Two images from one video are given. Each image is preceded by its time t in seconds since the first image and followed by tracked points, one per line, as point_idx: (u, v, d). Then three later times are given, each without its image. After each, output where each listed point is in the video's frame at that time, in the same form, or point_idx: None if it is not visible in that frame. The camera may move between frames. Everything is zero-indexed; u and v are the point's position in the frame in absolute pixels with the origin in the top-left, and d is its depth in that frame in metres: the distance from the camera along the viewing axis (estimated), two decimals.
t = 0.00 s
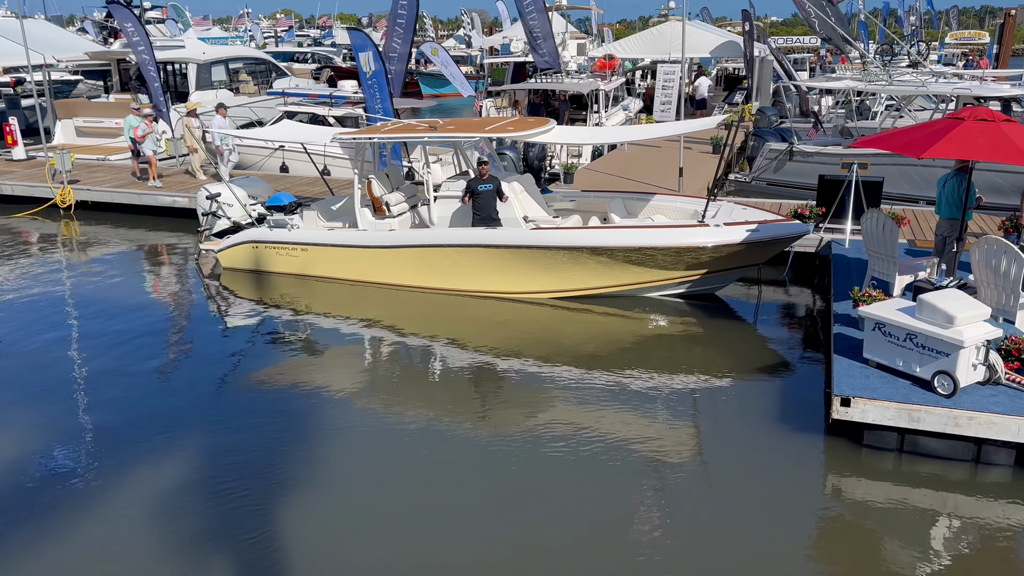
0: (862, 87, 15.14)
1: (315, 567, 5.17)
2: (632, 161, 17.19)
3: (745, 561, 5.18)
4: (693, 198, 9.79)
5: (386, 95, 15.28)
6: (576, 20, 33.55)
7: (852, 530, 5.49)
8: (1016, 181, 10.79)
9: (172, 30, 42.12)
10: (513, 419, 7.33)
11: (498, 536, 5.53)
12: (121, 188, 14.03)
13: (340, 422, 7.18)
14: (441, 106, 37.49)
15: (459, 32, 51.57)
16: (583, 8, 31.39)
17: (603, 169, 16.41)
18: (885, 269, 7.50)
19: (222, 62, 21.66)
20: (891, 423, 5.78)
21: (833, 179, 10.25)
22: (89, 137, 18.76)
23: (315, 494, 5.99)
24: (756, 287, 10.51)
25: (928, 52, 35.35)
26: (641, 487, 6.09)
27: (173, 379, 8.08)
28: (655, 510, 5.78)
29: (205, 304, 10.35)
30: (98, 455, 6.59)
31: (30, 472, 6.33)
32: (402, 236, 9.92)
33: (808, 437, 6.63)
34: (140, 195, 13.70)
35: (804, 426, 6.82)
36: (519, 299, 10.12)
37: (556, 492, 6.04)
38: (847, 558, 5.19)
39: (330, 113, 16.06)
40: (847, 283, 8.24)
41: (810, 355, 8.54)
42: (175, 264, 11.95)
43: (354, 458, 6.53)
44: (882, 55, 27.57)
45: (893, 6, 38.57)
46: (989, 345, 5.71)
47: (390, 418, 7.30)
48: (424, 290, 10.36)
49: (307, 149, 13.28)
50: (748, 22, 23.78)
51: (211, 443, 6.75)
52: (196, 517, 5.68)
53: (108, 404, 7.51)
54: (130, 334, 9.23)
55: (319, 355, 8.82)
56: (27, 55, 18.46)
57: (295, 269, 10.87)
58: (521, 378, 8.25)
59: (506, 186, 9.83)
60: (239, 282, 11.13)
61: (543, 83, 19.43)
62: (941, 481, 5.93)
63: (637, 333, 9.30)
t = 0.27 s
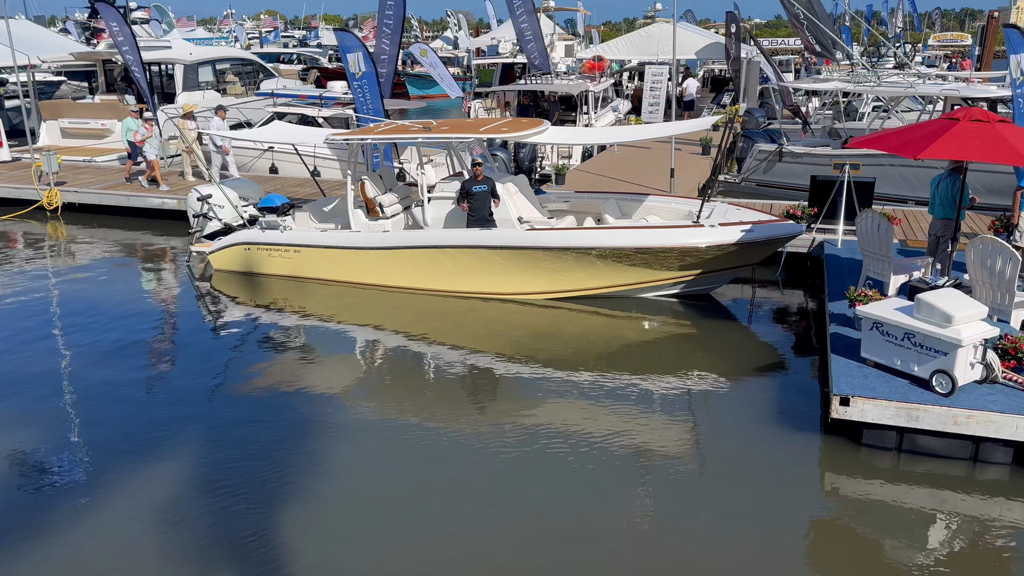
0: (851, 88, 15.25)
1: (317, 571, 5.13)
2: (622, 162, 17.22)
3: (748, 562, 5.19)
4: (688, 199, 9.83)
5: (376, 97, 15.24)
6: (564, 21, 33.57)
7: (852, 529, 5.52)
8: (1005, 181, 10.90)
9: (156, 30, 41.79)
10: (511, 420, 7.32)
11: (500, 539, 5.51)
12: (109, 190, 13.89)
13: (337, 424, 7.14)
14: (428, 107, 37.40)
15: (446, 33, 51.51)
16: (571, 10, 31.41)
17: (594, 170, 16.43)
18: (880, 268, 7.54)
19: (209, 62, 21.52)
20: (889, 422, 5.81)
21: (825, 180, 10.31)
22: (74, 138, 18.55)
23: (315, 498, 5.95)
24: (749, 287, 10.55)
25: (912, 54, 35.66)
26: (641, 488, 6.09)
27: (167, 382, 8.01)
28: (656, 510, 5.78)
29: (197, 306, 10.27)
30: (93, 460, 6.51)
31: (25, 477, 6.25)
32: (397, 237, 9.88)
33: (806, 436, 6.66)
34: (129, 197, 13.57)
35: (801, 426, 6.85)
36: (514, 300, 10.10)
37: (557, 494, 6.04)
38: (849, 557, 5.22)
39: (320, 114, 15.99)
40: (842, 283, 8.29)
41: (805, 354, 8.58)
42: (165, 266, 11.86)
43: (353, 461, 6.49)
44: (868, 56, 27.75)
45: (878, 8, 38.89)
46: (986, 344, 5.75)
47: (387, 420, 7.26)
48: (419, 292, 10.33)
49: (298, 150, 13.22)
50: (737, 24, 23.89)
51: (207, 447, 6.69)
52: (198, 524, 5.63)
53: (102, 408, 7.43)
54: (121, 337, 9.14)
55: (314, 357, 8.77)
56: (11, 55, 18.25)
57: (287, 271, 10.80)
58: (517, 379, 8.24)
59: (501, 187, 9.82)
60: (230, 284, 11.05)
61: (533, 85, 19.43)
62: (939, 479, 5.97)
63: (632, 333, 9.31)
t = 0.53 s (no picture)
0: (840, 89, 15.35)
1: None
2: (612, 163, 17.25)
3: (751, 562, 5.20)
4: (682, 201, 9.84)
5: (370, 98, 15.23)
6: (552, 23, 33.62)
7: (854, 529, 5.54)
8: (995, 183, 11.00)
9: (141, 32, 41.51)
10: (509, 423, 7.30)
11: (503, 542, 5.49)
12: (98, 193, 13.76)
13: (335, 428, 7.09)
14: (416, 109, 37.35)
15: (433, 35, 51.48)
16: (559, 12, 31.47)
17: (585, 172, 16.45)
18: (875, 270, 7.59)
19: (197, 64, 21.39)
20: (889, 423, 5.84)
21: (817, 182, 10.37)
22: (60, 141, 18.36)
23: (315, 503, 5.91)
24: (743, 288, 10.59)
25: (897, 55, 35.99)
26: (642, 489, 6.09)
27: (161, 387, 7.93)
28: (658, 512, 5.78)
29: (189, 310, 10.19)
30: (89, 466, 6.44)
31: (20, 484, 6.17)
32: (391, 240, 9.85)
33: (805, 437, 6.68)
34: (118, 200, 13.44)
35: (800, 427, 6.88)
36: (509, 303, 10.09)
37: (558, 496, 6.02)
38: (851, 557, 5.24)
39: (311, 116, 15.94)
40: (837, 285, 8.33)
41: (801, 355, 8.62)
42: (156, 269, 11.76)
43: (352, 465, 6.45)
44: (854, 58, 27.95)
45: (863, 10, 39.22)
46: (984, 345, 5.80)
47: (385, 423, 7.23)
48: (414, 295, 10.29)
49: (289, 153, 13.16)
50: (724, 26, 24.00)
51: (204, 452, 6.64)
52: (198, 531, 5.57)
53: (96, 413, 7.36)
54: (113, 341, 9.05)
55: (309, 361, 8.72)
56: None
57: (281, 274, 10.74)
58: (514, 381, 8.23)
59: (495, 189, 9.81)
60: (223, 287, 10.98)
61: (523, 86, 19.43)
62: (939, 479, 6.01)
63: (628, 335, 9.32)
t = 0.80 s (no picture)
0: (829, 89, 15.44)
1: None
2: (603, 164, 17.28)
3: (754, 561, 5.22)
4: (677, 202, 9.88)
5: (360, 99, 15.17)
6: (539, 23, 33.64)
7: (855, 527, 5.57)
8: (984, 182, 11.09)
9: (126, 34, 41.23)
10: (508, 424, 7.29)
11: (505, 544, 5.48)
12: (87, 196, 13.65)
13: (334, 431, 7.06)
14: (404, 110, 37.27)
15: (420, 36, 51.43)
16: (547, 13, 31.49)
17: (576, 172, 16.46)
18: (871, 269, 7.63)
19: (184, 66, 21.28)
20: (889, 421, 5.87)
21: (810, 182, 10.42)
22: (47, 144, 18.19)
23: (315, 507, 5.88)
24: (737, 288, 10.63)
25: (882, 54, 36.24)
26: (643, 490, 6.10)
27: (156, 391, 7.87)
28: (660, 512, 5.79)
29: (183, 313, 10.13)
30: (86, 472, 6.38)
31: (16, 491, 6.11)
32: (386, 242, 9.82)
33: (804, 436, 6.71)
34: (107, 203, 13.33)
35: (798, 426, 6.91)
36: (505, 304, 10.08)
37: (559, 497, 6.02)
38: (853, 555, 5.26)
39: (301, 118, 15.87)
40: (832, 284, 8.38)
41: (797, 355, 8.65)
42: (148, 273, 11.68)
43: (352, 468, 6.42)
44: (840, 58, 28.13)
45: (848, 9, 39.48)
46: (981, 343, 5.84)
47: (384, 426, 7.20)
48: (408, 297, 10.26)
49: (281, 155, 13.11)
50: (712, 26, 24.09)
51: (202, 457, 6.59)
52: (199, 537, 5.52)
53: (91, 418, 7.29)
54: (106, 345, 8.98)
55: (305, 363, 8.67)
56: None
57: (275, 277, 10.69)
58: (512, 382, 8.22)
59: (490, 191, 9.81)
60: (216, 291, 10.91)
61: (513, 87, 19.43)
62: (938, 477, 6.05)
63: (624, 336, 9.33)
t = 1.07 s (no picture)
0: (820, 88, 15.54)
1: None
2: (595, 163, 17.31)
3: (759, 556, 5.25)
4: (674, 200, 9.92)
5: (351, 98, 15.11)
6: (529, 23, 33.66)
7: (859, 521, 5.61)
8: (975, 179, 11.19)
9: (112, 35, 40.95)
10: (510, 423, 7.29)
11: (511, 541, 5.48)
12: (78, 198, 13.55)
13: (335, 431, 7.05)
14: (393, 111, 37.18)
15: (408, 37, 51.33)
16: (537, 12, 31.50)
17: (569, 172, 16.48)
18: (868, 265, 7.69)
19: (174, 67, 21.17)
20: (889, 416, 5.92)
21: (804, 180, 10.49)
22: (35, 145, 18.05)
23: (319, 507, 5.87)
24: (733, 286, 10.69)
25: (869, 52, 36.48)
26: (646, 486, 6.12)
27: (155, 393, 7.84)
28: (663, 508, 5.81)
29: (178, 314, 10.08)
30: (88, 475, 6.34)
31: (17, 496, 6.06)
32: (383, 242, 9.81)
33: (805, 431, 6.75)
34: (99, 205, 13.24)
35: (799, 421, 6.95)
36: (503, 303, 10.08)
37: (563, 494, 6.03)
38: (856, 548, 5.30)
39: (294, 118, 15.83)
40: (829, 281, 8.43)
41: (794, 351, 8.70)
42: (142, 275, 11.61)
43: (355, 467, 6.42)
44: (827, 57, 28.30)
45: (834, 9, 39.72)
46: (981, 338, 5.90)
47: (385, 425, 7.19)
48: (406, 296, 10.25)
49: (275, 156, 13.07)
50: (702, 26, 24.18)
51: (204, 458, 6.56)
52: (204, 539, 5.50)
53: (90, 421, 7.25)
54: (102, 348, 8.92)
55: (303, 364, 8.65)
56: None
57: (271, 277, 10.66)
58: (512, 381, 8.22)
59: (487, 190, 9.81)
60: (213, 292, 10.87)
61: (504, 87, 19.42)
62: (938, 470, 6.11)
63: (622, 334, 9.35)
